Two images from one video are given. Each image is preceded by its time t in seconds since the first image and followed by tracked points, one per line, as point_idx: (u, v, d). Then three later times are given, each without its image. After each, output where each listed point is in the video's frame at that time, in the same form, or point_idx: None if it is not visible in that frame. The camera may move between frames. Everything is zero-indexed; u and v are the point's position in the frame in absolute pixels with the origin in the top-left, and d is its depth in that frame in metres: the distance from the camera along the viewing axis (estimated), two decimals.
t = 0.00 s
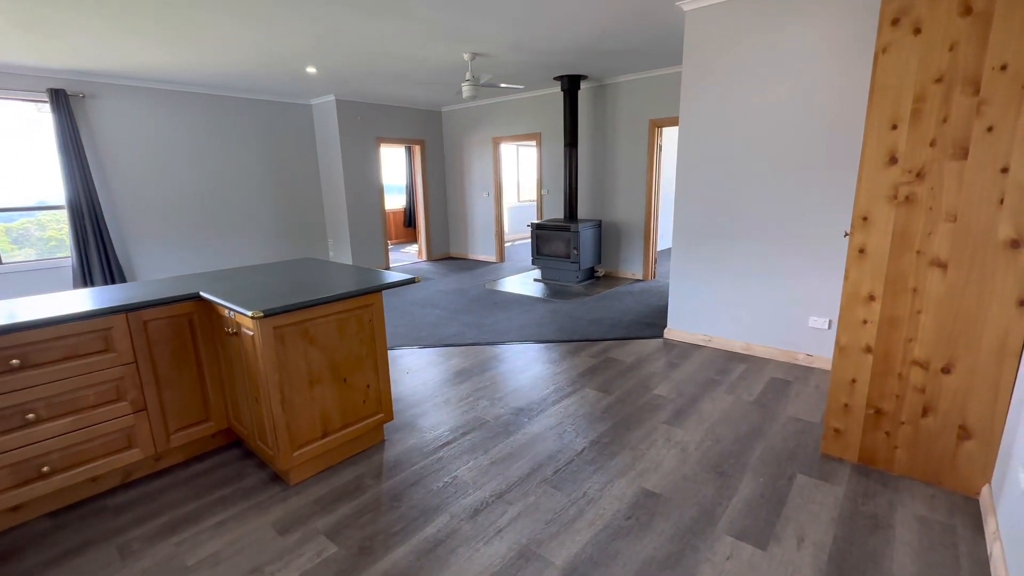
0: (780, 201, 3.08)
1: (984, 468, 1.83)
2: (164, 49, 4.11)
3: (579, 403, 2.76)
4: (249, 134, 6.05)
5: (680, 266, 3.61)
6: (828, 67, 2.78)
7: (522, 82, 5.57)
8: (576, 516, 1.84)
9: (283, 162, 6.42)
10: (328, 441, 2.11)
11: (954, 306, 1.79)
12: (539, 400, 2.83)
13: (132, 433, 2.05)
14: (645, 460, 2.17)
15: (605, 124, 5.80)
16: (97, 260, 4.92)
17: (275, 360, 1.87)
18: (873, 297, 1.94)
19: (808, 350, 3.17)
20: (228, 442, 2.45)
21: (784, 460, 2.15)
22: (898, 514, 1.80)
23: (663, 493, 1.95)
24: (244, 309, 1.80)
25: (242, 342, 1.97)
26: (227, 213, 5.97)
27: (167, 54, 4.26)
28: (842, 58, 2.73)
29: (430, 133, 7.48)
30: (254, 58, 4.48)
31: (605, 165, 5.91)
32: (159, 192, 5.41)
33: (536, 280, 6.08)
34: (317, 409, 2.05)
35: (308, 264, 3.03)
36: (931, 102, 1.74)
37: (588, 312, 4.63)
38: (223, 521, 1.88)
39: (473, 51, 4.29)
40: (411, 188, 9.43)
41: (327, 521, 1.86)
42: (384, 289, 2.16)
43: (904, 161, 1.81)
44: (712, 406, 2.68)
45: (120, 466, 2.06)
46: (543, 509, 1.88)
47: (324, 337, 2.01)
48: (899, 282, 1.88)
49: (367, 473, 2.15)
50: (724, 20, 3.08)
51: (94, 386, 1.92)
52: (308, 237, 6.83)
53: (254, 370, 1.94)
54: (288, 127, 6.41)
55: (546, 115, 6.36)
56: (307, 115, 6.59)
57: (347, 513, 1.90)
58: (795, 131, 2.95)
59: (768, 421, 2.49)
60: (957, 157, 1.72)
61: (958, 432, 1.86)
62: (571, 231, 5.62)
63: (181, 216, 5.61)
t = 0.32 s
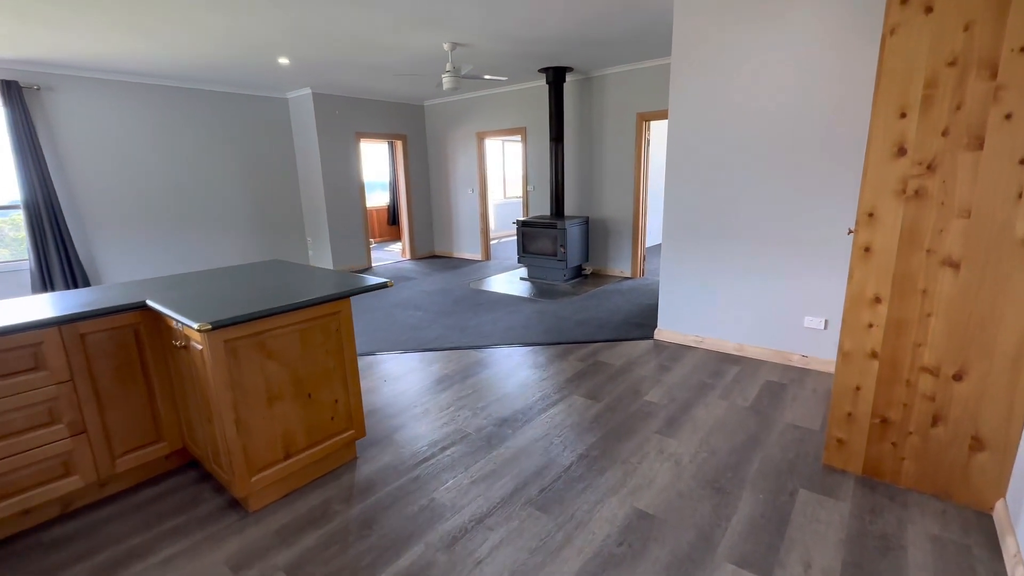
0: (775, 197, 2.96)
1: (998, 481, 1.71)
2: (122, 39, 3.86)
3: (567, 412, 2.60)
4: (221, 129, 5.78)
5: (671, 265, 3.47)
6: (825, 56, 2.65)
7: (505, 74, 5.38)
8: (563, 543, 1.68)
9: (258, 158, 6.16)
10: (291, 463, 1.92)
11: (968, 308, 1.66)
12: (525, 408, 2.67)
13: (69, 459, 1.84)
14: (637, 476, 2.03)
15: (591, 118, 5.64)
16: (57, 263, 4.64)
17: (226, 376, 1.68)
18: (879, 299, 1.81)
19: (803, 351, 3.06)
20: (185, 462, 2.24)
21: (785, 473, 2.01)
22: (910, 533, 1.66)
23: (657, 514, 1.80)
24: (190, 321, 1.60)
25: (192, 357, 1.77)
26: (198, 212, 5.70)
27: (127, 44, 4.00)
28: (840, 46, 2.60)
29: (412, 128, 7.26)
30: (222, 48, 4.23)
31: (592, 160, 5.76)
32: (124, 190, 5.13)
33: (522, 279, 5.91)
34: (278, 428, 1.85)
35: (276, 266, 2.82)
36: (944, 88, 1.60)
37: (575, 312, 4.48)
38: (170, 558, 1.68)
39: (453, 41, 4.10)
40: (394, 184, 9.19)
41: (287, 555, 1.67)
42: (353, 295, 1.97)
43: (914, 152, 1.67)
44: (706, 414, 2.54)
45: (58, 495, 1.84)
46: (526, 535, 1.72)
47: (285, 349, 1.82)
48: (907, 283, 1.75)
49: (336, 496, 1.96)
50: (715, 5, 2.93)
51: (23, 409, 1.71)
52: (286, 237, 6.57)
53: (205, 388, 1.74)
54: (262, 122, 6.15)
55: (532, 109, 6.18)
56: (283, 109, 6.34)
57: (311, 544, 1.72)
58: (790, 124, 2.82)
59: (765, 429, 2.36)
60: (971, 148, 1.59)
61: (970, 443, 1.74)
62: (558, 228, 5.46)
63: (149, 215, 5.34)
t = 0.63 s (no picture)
0: (776, 198, 2.85)
1: (1018, 504, 1.60)
2: (95, 33, 3.68)
3: (561, 426, 2.48)
4: (204, 127, 5.59)
5: (668, 268, 3.35)
6: (829, 51, 2.54)
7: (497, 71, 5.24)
8: None
9: (243, 157, 5.98)
10: (263, 489, 1.78)
11: (987, 321, 1.56)
12: (517, 421, 2.54)
13: (21, 488, 1.69)
14: (635, 498, 1.91)
15: (585, 116, 5.51)
16: (30, 267, 4.45)
17: (189, 398, 1.54)
18: (891, 310, 1.70)
19: (805, 358, 2.96)
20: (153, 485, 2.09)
21: (790, 493, 1.90)
22: (926, 562, 1.56)
23: (657, 541, 1.68)
24: (147, 340, 1.44)
25: (153, 376, 1.63)
26: (181, 213, 5.52)
27: (101, 38, 3.82)
28: (845, 41, 2.49)
29: (403, 125, 7.10)
30: (201, 43, 4.06)
31: (586, 159, 5.63)
32: (102, 191, 4.94)
33: (515, 281, 5.78)
34: (248, 452, 1.72)
35: (254, 271, 2.66)
36: (964, 84, 1.49)
37: (569, 316, 4.35)
38: None
39: (441, 36, 3.94)
40: (384, 183, 9.02)
41: None
42: (331, 306, 1.83)
43: (930, 153, 1.56)
44: (706, 426, 2.42)
45: (9, 526, 1.70)
46: (517, 567, 1.59)
47: (255, 367, 1.68)
48: (922, 293, 1.64)
49: (312, 523, 1.83)
50: None
51: None
52: (273, 238, 6.40)
53: (167, 410, 1.60)
54: (247, 120, 5.96)
55: (524, 106, 6.04)
56: (269, 107, 6.15)
57: None
58: (792, 123, 2.71)
59: (768, 443, 2.25)
60: (993, 149, 1.48)
61: (988, 463, 1.64)
62: (551, 229, 5.34)
63: (129, 217, 5.15)
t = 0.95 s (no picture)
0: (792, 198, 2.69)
1: None
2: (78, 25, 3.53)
3: (564, 439, 2.33)
4: (197, 123, 5.45)
5: (676, 270, 3.19)
6: (851, 41, 2.38)
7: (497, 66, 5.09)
8: None
9: (237, 154, 5.83)
10: (241, 513, 1.64)
11: None
12: (517, 434, 2.40)
13: None
14: (644, 522, 1.77)
15: (588, 112, 5.35)
16: (17, 267, 4.32)
17: (157, 418, 1.40)
18: (927, 321, 1.55)
19: (821, 365, 2.81)
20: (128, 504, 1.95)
21: (813, 517, 1.76)
22: None
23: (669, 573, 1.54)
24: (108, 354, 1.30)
25: (119, 392, 1.49)
26: (173, 211, 5.38)
27: (85, 30, 3.67)
28: (867, 29, 2.33)
29: (401, 121, 6.95)
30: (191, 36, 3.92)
31: (589, 156, 5.48)
32: (91, 189, 4.80)
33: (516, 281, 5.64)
34: (224, 474, 1.58)
35: (239, 273, 2.50)
36: (1015, 72, 1.34)
37: (572, 318, 4.21)
38: None
39: (440, 28, 3.78)
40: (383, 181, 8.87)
41: None
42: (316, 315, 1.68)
43: (975, 149, 1.41)
44: (719, 440, 2.28)
45: None
46: None
47: (231, 382, 1.54)
48: (962, 303, 1.49)
49: (296, 549, 1.69)
50: None
51: None
52: (269, 237, 6.25)
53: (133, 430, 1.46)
54: (242, 116, 5.81)
55: (526, 102, 5.88)
56: (264, 102, 6.00)
57: None
58: (810, 117, 2.56)
59: (786, 460, 2.10)
60: None
61: None
62: (553, 228, 5.19)
63: (120, 216, 5.01)
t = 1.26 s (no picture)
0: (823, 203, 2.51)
1: None
2: (79, 23, 3.45)
3: (576, 461, 2.17)
4: (202, 124, 5.37)
5: (696, 278, 3.02)
6: (891, 34, 2.21)
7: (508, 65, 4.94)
8: None
9: (243, 155, 5.74)
10: (223, 546, 1.51)
11: None
12: (526, 454, 2.24)
13: None
14: (666, 560, 1.60)
15: (601, 111, 5.19)
16: (20, 270, 4.26)
17: (129, 445, 1.27)
18: (991, 343, 1.37)
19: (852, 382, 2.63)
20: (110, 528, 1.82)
21: (855, 558, 1.58)
22: None
23: None
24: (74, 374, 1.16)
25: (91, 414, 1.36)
26: (178, 213, 5.30)
27: (87, 30, 3.59)
28: (909, 22, 2.16)
29: (410, 122, 6.83)
30: (194, 35, 3.83)
31: (601, 157, 5.31)
32: (95, 190, 4.73)
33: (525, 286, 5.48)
34: (205, 504, 1.45)
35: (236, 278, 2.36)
36: None
37: (584, 326, 4.04)
38: None
39: (448, 25, 3.64)
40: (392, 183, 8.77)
41: None
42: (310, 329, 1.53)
43: None
44: (745, 465, 2.10)
45: None
46: None
47: (213, 404, 1.41)
48: None
49: None
50: None
51: None
52: (275, 239, 6.17)
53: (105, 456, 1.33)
54: (248, 116, 5.73)
55: (537, 102, 5.73)
56: (271, 103, 5.92)
57: None
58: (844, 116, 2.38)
59: (820, 489, 1.92)
60: None
61: None
62: (564, 232, 5.03)
63: (124, 218, 4.94)
